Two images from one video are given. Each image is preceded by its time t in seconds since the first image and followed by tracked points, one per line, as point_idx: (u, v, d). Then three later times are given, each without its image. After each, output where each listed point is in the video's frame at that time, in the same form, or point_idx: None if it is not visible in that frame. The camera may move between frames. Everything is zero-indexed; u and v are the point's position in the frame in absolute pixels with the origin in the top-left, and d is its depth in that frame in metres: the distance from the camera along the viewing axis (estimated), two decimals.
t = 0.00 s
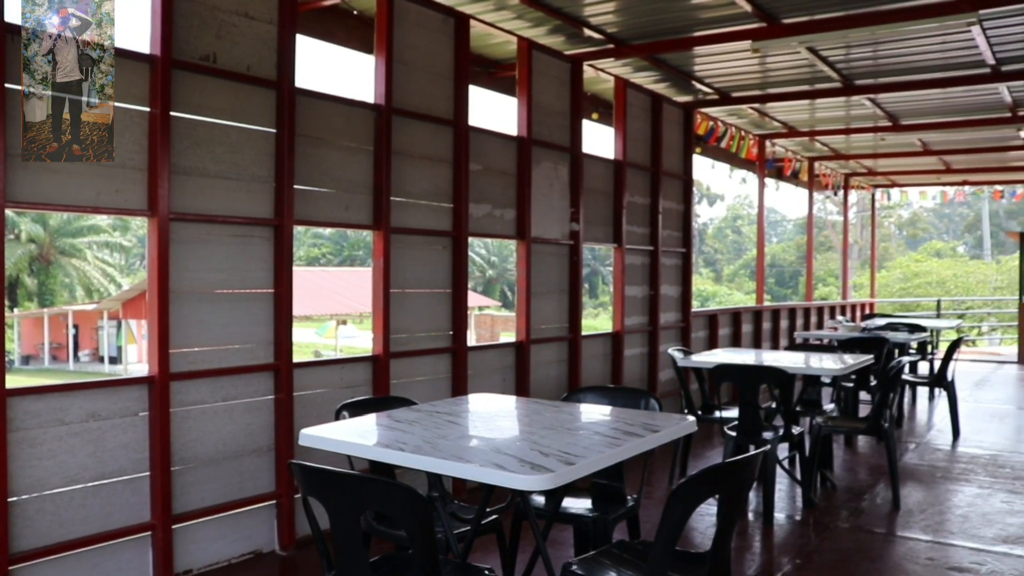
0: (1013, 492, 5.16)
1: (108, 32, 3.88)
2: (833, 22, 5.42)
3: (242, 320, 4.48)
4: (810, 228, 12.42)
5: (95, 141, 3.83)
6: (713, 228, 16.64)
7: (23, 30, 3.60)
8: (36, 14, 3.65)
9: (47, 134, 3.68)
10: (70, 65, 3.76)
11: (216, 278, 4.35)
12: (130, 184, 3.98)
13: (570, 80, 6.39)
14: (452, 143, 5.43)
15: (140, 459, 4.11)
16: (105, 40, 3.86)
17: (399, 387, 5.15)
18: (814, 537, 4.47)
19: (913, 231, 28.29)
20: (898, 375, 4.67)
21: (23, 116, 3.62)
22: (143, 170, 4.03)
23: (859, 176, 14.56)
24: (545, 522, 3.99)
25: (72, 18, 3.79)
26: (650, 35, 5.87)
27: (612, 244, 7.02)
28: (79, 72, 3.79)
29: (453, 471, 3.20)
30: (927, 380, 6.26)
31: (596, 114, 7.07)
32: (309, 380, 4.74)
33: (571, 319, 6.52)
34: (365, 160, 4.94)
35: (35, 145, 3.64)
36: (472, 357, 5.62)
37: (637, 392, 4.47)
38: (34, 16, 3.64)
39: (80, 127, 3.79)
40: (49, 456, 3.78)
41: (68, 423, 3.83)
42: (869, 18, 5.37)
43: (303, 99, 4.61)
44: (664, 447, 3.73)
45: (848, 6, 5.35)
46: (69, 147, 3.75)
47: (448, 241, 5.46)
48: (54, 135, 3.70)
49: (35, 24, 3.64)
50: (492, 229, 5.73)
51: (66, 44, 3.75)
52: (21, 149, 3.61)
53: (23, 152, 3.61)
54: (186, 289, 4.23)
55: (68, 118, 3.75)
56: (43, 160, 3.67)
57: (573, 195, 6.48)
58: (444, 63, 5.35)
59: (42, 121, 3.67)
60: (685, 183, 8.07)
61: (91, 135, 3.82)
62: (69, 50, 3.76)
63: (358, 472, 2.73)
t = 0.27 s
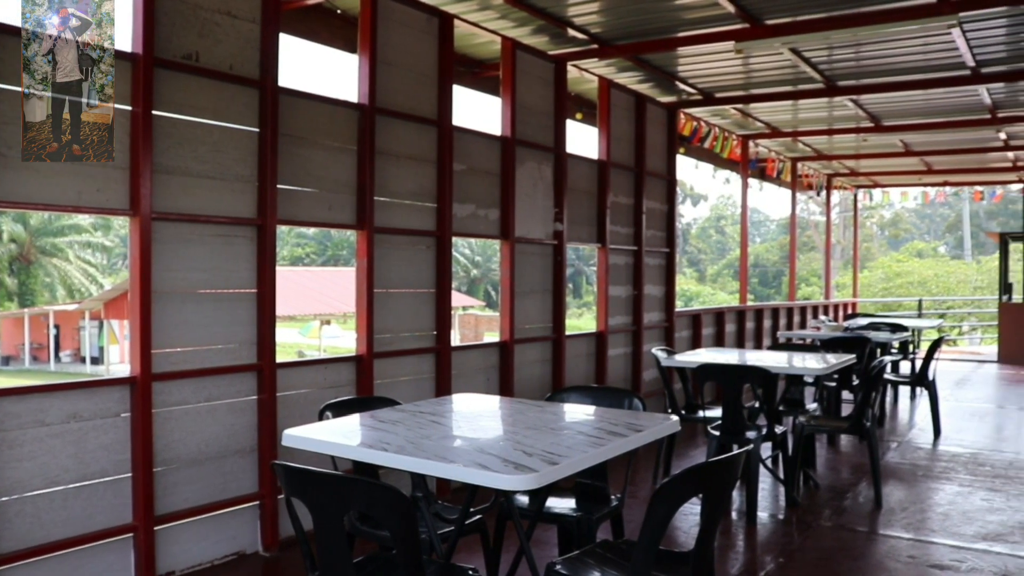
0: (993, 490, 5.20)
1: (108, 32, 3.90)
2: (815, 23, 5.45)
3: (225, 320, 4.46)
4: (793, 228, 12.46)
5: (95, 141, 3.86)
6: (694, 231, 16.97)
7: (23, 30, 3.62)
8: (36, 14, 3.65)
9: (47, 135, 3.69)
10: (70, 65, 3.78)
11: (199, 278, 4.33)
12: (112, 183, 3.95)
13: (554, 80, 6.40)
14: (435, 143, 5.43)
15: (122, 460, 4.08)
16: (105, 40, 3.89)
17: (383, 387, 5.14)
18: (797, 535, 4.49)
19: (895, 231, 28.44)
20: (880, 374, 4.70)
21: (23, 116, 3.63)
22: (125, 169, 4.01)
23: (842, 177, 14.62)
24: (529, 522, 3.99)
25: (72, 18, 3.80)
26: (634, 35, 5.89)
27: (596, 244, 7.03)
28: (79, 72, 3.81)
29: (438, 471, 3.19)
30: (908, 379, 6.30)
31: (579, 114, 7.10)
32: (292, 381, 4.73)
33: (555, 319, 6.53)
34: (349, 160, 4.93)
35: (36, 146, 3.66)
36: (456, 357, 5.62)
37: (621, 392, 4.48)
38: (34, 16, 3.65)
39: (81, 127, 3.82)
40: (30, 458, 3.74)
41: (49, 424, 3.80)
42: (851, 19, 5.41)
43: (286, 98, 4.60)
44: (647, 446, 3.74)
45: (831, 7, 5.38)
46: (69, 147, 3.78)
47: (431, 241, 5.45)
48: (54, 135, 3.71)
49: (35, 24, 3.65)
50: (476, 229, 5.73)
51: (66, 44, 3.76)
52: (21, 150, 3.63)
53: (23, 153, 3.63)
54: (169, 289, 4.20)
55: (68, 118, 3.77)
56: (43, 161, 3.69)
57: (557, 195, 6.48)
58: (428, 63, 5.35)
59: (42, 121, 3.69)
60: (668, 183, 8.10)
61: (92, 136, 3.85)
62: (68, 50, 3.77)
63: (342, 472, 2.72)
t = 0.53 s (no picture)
0: (973, 488, 5.24)
1: (108, 32, 3.96)
2: (799, 24, 5.48)
3: (207, 320, 4.44)
4: (776, 228, 12.51)
5: (95, 141, 3.91)
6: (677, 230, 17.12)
7: (24, 28, 3.65)
8: (36, 14, 3.70)
9: (47, 135, 3.75)
10: (70, 65, 3.84)
11: (181, 278, 4.30)
12: (93, 182, 3.92)
13: (538, 80, 6.41)
14: (419, 143, 5.42)
15: (103, 462, 4.05)
16: (105, 40, 3.94)
17: (366, 387, 5.13)
18: (780, 534, 4.51)
19: (877, 231, 28.60)
20: (862, 373, 4.73)
21: (23, 116, 3.66)
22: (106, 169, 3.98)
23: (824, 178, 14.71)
24: (513, 522, 3.99)
25: (72, 18, 3.86)
26: (618, 35, 5.90)
27: (579, 244, 7.04)
28: (79, 72, 3.88)
29: (420, 471, 3.19)
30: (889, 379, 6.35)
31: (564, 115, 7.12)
32: (275, 381, 4.71)
33: (538, 319, 6.53)
34: (332, 159, 4.91)
35: (36, 146, 3.70)
36: (439, 357, 5.61)
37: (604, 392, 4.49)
38: (34, 16, 3.69)
39: (80, 127, 3.88)
40: (10, 459, 3.71)
41: (29, 426, 3.76)
42: (834, 21, 5.44)
43: (269, 97, 4.58)
44: (631, 446, 3.75)
45: (813, 8, 5.41)
46: (69, 147, 3.83)
47: (415, 241, 5.44)
48: (54, 135, 3.77)
49: (35, 24, 3.69)
50: (460, 229, 5.72)
51: (66, 45, 3.83)
52: (21, 149, 3.66)
53: (23, 152, 3.66)
54: (150, 289, 4.18)
55: (68, 118, 3.83)
56: (43, 160, 3.73)
57: (541, 195, 6.49)
58: (411, 63, 5.34)
59: (42, 121, 3.74)
60: (652, 183, 8.12)
61: (91, 135, 3.91)
62: (69, 50, 3.84)
63: (325, 473, 2.72)
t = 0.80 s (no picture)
0: (953, 486, 5.28)
1: (109, 32, 3.89)
2: (781, 25, 5.51)
3: (189, 320, 4.41)
4: (759, 228, 12.56)
5: (94, 141, 3.83)
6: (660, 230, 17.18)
7: (23, 28, 3.62)
8: (36, 14, 3.66)
9: (47, 135, 3.70)
10: (70, 65, 3.77)
11: (164, 278, 4.28)
12: (74, 181, 3.89)
13: (521, 81, 6.42)
14: (403, 143, 5.41)
15: (84, 463, 4.01)
16: (106, 40, 3.88)
17: (349, 387, 5.12)
18: (762, 534, 4.52)
19: (859, 231, 28.76)
20: (844, 372, 4.75)
21: (23, 116, 3.66)
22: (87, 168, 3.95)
23: (807, 179, 14.75)
24: (497, 522, 3.99)
25: (72, 18, 3.77)
26: (601, 36, 5.91)
27: (563, 244, 7.05)
28: (79, 73, 3.80)
29: (403, 471, 3.18)
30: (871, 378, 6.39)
31: (548, 115, 7.10)
32: (258, 382, 4.69)
33: (522, 319, 6.53)
34: (315, 159, 4.90)
35: (35, 145, 3.67)
36: (423, 357, 5.61)
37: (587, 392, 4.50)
38: (34, 16, 3.66)
39: (80, 127, 3.80)
40: None
41: (9, 427, 3.72)
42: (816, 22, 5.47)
43: (252, 97, 4.56)
44: (614, 445, 3.75)
45: (796, 9, 5.44)
46: (69, 147, 3.77)
47: (398, 241, 5.43)
48: (54, 135, 3.72)
49: (34, 24, 3.66)
50: (443, 229, 5.72)
51: (66, 44, 3.75)
52: (20, 149, 3.65)
53: (23, 153, 3.66)
54: (132, 289, 4.15)
55: (68, 118, 3.76)
56: (43, 160, 3.69)
57: (524, 195, 6.49)
58: (395, 62, 5.34)
59: (42, 121, 3.70)
60: (635, 183, 8.15)
61: (91, 136, 3.82)
62: (69, 51, 3.76)
63: (306, 474, 2.70)
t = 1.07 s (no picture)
0: (934, 484, 5.32)
1: (108, 32, 3.96)
2: (764, 26, 5.54)
3: (172, 320, 4.39)
4: (742, 228, 12.60)
5: (95, 141, 3.92)
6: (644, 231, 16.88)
7: (23, 28, 3.73)
8: (37, 15, 3.78)
9: (47, 134, 3.78)
10: (70, 65, 3.87)
11: (145, 278, 4.25)
12: (54, 181, 3.86)
13: (505, 81, 6.42)
14: (386, 142, 5.41)
15: (64, 464, 3.98)
16: (105, 40, 3.95)
17: (332, 388, 5.11)
18: (745, 532, 4.54)
19: (842, 231, 28.91)
20: (826, 372, 4.77)
21: (23, 115, 3.73)
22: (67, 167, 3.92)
23: (789, 179, 14.71)
24: (480, 522, 3.99)
25: (72, 18, 3.92)
26: (584, 36, 5.92)
27: (546, 244, 7.06)
28: (79, 73, 3.90)
29: (385, 471, 3.18)
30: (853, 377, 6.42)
31: (532, 115, 7.04)
32: (241, 382, 4.67)
33: (505, 319, 6.54)
34: (298, 159, 4.89)
35: (36, 145, 3.74)
36: (406, 357, 5.60)
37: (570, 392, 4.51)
38: (34, 16, 3.77)
39: (80, 127, 3.88)
40: None
41: None
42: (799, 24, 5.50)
43: (234, 96, 4.54)
44: (597, 445, 3.75)
45: (779, 10, 5.47)
46: (68, 147, 3.85)
47: (382, 241, 5.43)
48: (54, 135, 3.80)
49: (35, 24, 3.77)
50: (427, 229, 5.71)
51: (66, 43, 3.87)
52: (21, 148, 3.72)
53: (23, 152, 3.73)
54: (114, 290, 4.12)
55: (68, 118, 3.85)
56: (42, 160, 3.78)
57: (508, 195, 6.50)
58: (378, 62, 5.33)
59: (42, 121, 3.78)
60: (618, 184, 8.17)
61: (91, 135, 3.91)
62: (69, 51, 3.87)
63: (288, 475, 2.70)
